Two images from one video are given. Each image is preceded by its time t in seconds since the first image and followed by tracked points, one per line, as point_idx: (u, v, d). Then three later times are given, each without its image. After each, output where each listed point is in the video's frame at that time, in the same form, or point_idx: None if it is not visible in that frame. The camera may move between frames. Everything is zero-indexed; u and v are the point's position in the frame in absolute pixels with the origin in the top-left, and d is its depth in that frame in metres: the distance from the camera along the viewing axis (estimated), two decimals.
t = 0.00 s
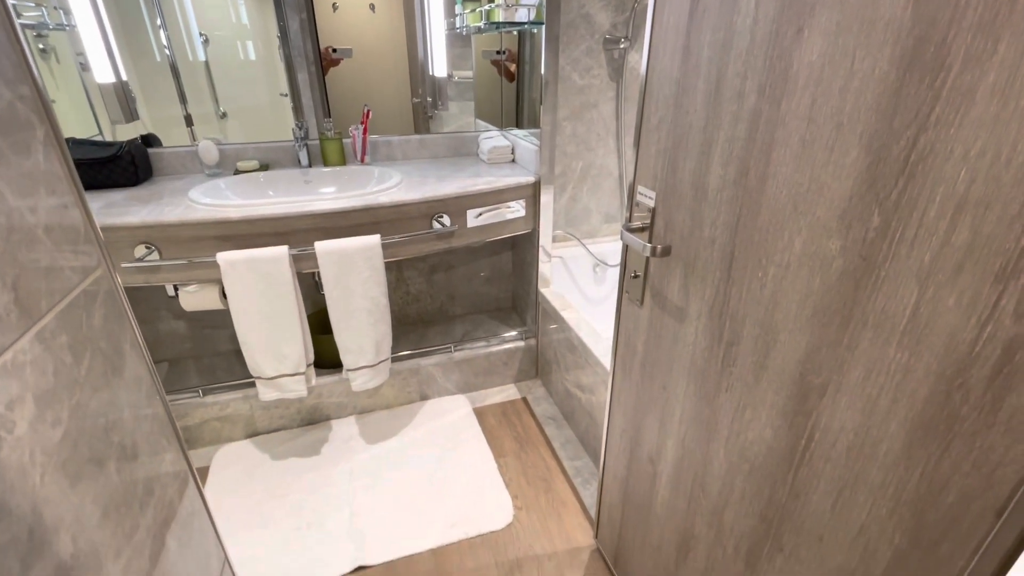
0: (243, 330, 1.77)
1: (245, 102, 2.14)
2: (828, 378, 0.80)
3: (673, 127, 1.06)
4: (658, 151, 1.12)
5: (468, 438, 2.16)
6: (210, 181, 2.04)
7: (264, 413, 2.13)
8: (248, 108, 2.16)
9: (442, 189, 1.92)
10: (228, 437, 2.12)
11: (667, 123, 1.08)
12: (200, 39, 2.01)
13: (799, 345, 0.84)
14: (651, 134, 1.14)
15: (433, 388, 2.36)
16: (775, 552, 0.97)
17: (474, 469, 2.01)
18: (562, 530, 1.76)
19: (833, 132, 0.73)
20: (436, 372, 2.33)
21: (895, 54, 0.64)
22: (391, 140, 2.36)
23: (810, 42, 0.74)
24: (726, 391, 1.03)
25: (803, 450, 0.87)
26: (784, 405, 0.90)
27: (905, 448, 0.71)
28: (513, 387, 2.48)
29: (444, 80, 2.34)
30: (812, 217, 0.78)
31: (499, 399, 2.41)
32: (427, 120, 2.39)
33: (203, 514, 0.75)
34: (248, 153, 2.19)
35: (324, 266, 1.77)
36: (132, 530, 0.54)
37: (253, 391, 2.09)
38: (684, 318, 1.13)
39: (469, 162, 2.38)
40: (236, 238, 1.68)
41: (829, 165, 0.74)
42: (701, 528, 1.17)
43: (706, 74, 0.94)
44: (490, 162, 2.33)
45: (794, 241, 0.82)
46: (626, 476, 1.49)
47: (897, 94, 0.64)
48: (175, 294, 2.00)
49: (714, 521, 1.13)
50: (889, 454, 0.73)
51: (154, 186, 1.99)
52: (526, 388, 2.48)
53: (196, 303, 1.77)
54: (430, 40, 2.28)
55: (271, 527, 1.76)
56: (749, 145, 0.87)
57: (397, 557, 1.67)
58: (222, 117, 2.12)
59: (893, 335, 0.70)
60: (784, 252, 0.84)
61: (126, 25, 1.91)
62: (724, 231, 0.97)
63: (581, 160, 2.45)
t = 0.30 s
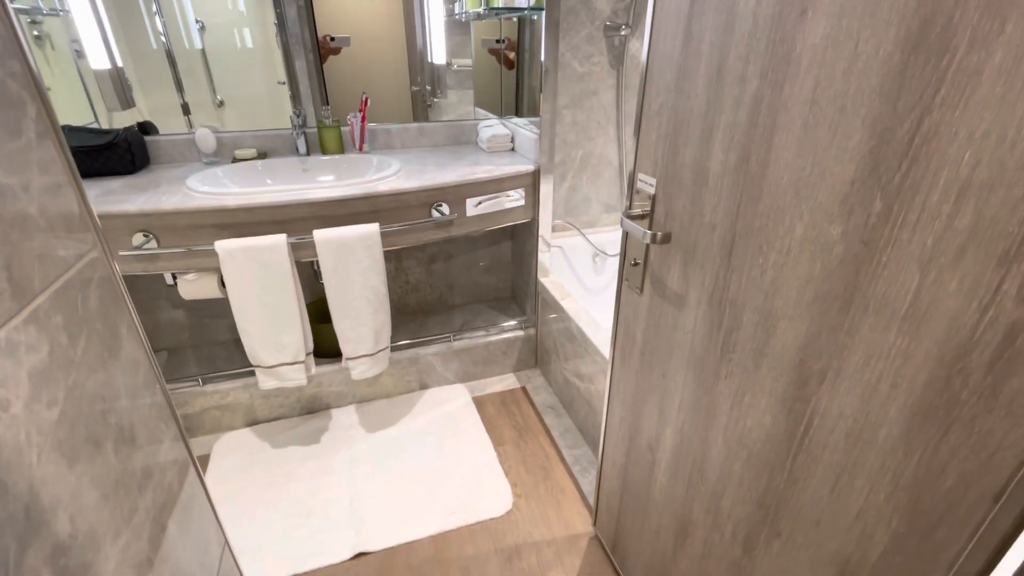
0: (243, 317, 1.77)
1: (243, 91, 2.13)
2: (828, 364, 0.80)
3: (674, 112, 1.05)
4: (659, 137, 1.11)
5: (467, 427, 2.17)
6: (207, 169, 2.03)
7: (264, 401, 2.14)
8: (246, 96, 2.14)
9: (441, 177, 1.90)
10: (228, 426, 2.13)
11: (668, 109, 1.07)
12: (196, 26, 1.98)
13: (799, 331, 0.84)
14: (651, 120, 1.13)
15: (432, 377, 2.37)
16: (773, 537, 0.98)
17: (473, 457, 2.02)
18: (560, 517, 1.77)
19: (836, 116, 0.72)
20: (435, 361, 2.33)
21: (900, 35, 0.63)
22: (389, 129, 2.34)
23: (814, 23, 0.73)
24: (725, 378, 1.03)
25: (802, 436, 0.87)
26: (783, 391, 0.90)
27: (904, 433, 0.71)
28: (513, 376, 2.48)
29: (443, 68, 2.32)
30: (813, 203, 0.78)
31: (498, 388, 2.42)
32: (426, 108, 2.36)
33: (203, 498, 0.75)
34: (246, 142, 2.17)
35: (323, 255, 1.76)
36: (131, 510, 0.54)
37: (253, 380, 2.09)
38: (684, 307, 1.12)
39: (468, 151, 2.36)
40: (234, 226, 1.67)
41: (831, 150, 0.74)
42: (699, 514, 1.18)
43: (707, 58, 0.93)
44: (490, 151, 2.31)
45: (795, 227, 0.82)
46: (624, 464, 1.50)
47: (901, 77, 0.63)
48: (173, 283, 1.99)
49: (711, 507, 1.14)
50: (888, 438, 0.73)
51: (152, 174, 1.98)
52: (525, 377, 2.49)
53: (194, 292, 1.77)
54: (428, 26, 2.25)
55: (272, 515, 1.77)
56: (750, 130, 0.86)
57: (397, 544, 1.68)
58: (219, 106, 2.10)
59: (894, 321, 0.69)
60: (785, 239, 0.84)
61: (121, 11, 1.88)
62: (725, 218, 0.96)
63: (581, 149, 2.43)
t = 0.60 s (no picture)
0: (247, 303, 1.76)
1: (248, 84, 2.12)
2: (839, 353, 0.79)
3: (681, 101, 1.03)
4: (665, 127, 1.10)
5: (472, 420, 2.17)
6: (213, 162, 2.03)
7: (271, 394, 2.15)
8: (250, 89, 2.13)
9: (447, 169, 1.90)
10: (235, 418, 2.14)
11: (675, 98, 1.05)
12: (201, 19, 1.98)
13: (807, 321, 0.83)
14: (658, 110, 1.11)
15: (437, 370, 2.37)
16: (779, 529, 0.97)
17: (478, 451, 2.01)
18: (564, 508, 1.78)
19: (844, 103, 0.71)
20: (441, 354, 2.34)
21: (914, 17, 0.62)
22: (393, 122, 2.31)
23: (824, 7, 0.71)
24: (732, 369, 1.02)
25: (812, 427, 0.86)
26: (791, 382, 0.89)
27: (916, 424, 0.70)
28: (517, 369, 2.49)
29: (448, 60, 2.29)
30: (822, 191, 0.77)
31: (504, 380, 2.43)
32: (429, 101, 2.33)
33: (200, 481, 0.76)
34: (251, 134, 2.15)
35: (328, 248, 1.76)
36: (135, 493, 0.56)
37: (259, 372, 2.11)
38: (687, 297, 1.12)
39: (472, 144, 2.34)
40: (239, 219, 1.67)
41: (838, 139, 0.73)
42: (704, 505, 1.18)
43: (715, 45, 0.92)
44: (493, 144, 2.29)
45: (803, 216, 0.80)
46: (629, 456, 1.49)
47: (909, 64, 0.63)
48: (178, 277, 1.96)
49: (715, 498, 1.14)
50: (900, 429, 0.72)
51: (157, 167, 1.98)
52: (529, 370, 2.49)
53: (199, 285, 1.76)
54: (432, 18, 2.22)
55: (277, 507, 1.78)
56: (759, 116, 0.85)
57: (402, 535, 1.69)
58: (224, 99, 2.09)
59: (905, 310, 0.68)
60: (794, 228, 0.82)
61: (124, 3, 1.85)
62: (732, 207, 0.95)
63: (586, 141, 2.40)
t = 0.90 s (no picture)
0: (252, 295, 1.72)
1: (256, 76, 1.81)
2: (853, 345, 0.86)
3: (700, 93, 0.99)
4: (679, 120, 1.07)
5: (475, 419, 2.10)
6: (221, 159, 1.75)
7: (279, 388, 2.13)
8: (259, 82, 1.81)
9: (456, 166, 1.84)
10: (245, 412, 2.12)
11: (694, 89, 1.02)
12: (210, 15, 1.72)
13: (806, 314, 0.83)
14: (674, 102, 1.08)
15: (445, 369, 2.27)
16: (785, 524, 0.97)
17: (481, 446, 2.01)
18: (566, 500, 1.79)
19: (858, 102, 0.73)
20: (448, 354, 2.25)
21: (921, 25, 0.71)
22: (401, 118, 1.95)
23: None
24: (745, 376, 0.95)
25: (822, 417, 0.90)
26: (796, 377, 0.87)
27: (927, 383, 0.90)
28: (524, 367, 2.19)
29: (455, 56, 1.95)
30: (831, 184, 0.77)
31: (512, 376, 2.19)
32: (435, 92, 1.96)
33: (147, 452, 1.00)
34: (261, 130, 1.83)
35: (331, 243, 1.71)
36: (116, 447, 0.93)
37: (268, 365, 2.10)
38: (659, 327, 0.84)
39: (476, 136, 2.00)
40: (242, 214, 1.62)
41: (849, 134, 0.75)
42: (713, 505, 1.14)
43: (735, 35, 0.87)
44: (492, 149, 1.96)
45: (807, 204, 0.77)
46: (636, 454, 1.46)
47: (928, 90, 0.74)
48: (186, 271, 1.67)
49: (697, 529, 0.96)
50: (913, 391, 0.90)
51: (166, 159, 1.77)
52: (536, 376, 2.18)
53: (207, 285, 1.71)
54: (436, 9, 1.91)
55: (281, 501, 1.75)
56: (743, 92, 0.71)
57: (408, 532, 1.68)
58: (233, 96, 1.78)
59: (918, 297, 0.84)
60: (797, 215, 0.78)
61: None
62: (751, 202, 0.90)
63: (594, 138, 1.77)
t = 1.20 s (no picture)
0: (256, 289, 1.35)
1: (246, 73, 1.24)
2: (855, 347, 0.77)
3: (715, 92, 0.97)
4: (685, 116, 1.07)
5: (477, 415, 1.54)
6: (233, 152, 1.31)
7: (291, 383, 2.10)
8: (256, 80, 1.24)
9: (462, 151, 1.38)
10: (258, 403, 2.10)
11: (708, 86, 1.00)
12: None
13: (806, 311, 0.74)
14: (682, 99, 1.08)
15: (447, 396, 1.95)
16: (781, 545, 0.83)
17: (484, 442, 1.57)
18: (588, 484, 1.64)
19: (864, 93, 0.69)
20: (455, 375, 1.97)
21: (929, 18, 0.68)
22: (393, 122, 1.32)
23: None
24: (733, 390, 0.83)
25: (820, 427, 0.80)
26: (796, 380, 0.76)
27: (923, 395, 0.83)
28: (530, 358, 1.53)
29: (446, 33, 1.31)
30: (834, 172, 0.70)
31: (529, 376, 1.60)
32: (442, 80, 1.33)
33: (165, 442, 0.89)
34: (266, 127, 1.27)
35: (291, 238, 1.34)
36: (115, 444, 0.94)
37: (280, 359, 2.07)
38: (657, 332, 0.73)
39: (476, 130, 1.37)
40: (245, 205, 1.30)
41: (852, 122, 0.69)
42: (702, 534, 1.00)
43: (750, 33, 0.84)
44: (498, 144, 1.39)
45: (809, 194, 0.70)
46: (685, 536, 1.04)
47: (933, 86, 0.71)
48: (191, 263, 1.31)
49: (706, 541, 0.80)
50: (909, 402, 0.83)
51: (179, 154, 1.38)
52: (541, 374, 1.55)
53: (212, 279, 1.32)
54: None
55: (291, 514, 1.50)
56: (746, 83, 0.65)
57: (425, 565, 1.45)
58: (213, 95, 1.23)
59: (918, 298, 0.78)
60: (799, 203, 0.70)
61: None
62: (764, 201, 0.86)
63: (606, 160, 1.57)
